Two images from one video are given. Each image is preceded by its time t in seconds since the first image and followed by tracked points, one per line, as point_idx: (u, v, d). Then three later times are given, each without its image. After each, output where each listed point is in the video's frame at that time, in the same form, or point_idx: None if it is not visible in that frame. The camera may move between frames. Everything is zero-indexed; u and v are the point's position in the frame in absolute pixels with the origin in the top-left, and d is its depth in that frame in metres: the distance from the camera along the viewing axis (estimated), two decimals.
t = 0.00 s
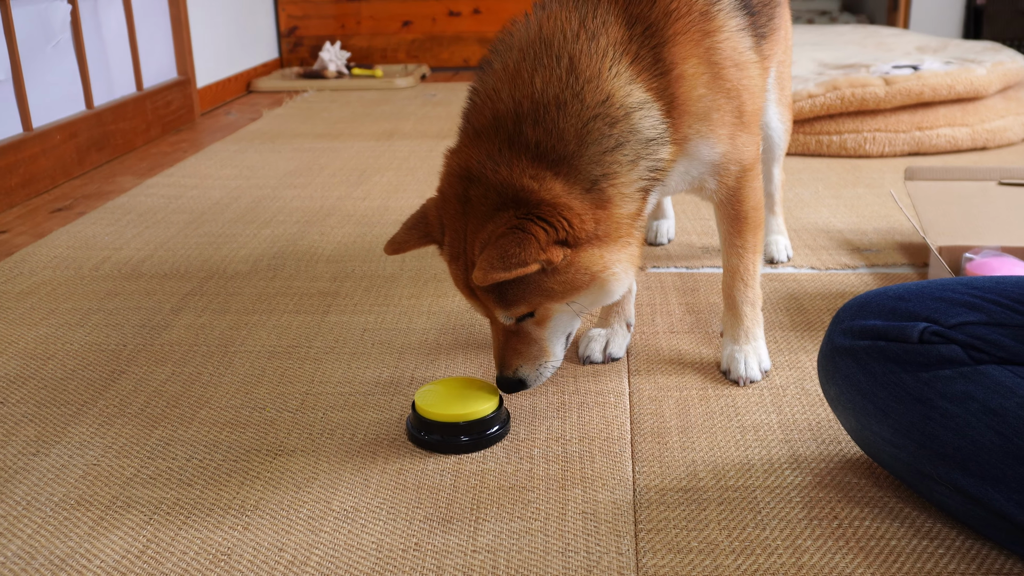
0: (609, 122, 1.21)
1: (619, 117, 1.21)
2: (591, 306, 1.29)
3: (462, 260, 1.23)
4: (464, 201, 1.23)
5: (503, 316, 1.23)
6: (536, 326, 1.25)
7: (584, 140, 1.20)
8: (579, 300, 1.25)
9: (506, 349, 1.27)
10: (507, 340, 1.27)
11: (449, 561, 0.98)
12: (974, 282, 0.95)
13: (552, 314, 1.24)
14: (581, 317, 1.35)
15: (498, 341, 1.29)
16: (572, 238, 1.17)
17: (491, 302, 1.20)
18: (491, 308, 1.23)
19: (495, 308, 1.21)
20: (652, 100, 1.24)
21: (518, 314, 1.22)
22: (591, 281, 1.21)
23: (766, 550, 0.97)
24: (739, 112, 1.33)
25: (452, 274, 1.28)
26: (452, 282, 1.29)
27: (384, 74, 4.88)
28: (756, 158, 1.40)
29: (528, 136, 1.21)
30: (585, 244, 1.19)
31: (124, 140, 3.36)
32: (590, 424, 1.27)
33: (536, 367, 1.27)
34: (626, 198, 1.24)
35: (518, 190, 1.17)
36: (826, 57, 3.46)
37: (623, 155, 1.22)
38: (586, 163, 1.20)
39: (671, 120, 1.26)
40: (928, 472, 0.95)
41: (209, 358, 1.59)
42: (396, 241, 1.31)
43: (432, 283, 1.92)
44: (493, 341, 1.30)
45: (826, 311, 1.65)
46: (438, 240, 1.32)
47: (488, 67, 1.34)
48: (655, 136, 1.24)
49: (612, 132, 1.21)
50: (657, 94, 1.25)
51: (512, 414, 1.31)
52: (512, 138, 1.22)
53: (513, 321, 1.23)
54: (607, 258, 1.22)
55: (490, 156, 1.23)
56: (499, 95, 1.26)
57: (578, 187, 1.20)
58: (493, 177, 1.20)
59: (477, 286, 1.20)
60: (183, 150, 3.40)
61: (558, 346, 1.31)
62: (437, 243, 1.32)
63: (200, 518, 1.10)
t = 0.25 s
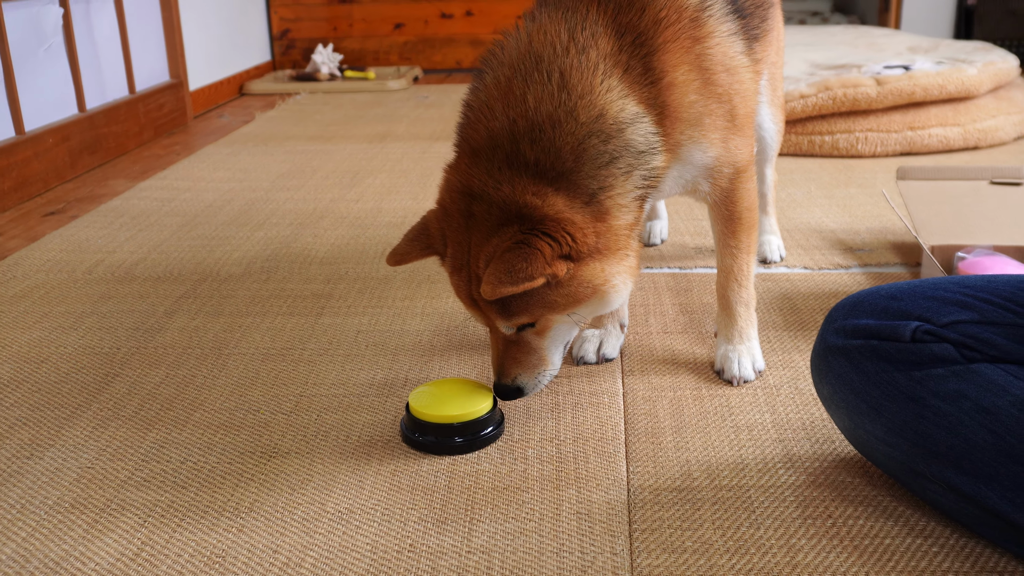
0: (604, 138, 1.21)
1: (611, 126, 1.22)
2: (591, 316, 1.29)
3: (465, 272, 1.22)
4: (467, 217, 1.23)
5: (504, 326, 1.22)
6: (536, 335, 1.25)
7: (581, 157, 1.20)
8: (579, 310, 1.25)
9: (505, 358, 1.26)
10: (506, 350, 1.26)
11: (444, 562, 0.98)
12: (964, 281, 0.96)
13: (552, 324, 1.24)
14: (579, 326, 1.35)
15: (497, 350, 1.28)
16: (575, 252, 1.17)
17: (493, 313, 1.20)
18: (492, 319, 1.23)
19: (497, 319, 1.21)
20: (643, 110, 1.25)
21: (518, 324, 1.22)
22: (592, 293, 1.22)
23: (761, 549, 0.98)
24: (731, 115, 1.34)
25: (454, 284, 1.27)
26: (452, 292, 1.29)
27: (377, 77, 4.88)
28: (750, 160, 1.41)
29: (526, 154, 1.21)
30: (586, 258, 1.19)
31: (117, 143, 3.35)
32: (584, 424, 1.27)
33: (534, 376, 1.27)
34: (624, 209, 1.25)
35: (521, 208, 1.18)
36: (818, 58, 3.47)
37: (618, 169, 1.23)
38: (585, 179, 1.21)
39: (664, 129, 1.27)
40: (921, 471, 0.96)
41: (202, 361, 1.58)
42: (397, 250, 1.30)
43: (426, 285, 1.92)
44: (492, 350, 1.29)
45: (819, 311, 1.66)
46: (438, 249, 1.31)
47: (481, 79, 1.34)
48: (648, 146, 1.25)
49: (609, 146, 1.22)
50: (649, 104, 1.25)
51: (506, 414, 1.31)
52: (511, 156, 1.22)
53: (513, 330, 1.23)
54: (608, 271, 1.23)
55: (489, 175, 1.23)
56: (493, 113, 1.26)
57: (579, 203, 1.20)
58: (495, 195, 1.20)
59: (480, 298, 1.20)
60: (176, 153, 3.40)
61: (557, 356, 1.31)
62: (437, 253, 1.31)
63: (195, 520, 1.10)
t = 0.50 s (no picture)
0: (602, 134, 1.22)
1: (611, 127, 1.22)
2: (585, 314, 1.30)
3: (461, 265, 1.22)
4: (465, 210, 1.23)
5: (497, 321, 1.22)
6: (529, 333, 1.25)
7: (580, 155, 1.21)
8: (573, 309, 1.25)
9: (497, 354, 1.26)
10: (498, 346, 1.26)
11: (438, 561, 0.98)
12: (961, 283, 0.96)
13: (545, 322, 1.24)
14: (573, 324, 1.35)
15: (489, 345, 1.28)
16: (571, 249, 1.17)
17: (488, 307, 1.20)
18: (486, 313, 1.23)
19: (490, 313, 1.21)
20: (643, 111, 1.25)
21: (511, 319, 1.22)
22: (587, 291, 1.22)
23: (755, 550, 0.98)
24: (732, 117, 1.34)
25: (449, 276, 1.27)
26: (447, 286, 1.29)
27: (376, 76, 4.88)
28: (750, 161, 1.41)
29: (525, 150, 1.21)
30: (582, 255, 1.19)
31: (115, 141, 3.35)
32: (580, 424, 1.28)
33: (524, 373, 1.26)
34: (623, 211, 1.25)
35: (519, 203, 1.18)
36: (817, 59, 3.48)
37: (617, 168, 1.23)
38: (584, 177, 1.21)
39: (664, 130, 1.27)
40: (915, 473, 0.96)
41: (199, 359, 1.58)
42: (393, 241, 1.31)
43: (423, 284, 1.92)
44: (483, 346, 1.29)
45: (816, 312, 1.66)
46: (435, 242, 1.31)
47: (482, 77, 1.34)
48: (648, 147, 1.25)
49: (608, 146, 1.22)
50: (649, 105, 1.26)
51: (502, 414, 1.31)
52: (510, 152, 1.22)
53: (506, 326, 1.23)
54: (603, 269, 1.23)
55: (488, 170, 1.23)
56: (493, 110, 1.26)
57: (577, 200, 1.20)
58: (493, 190, 1.21)
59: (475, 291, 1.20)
60: (175, 152, 3.39)
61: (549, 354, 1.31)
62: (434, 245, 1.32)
63: (190, 518, 1.10)
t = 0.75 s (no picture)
0: (597, 117, 1.22)
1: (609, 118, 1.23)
2: (570, 297, 1.29)
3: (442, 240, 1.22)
4: (451, 182, 1.23)
5: (479, 299, 1.22)
6: (512, 313, 1.25)
7: (573, 134, 1.20)
8: (556, 290, 1.24)
9: (480, 335, 1.27)
10: (482, 327, 1.27)
11: (435, 563, 0.98)
12: (956, 282, 0.96)
13: (528, 302, 1.24)
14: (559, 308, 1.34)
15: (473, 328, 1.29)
16: (554, 227, 1.16)
17: (470, 285, 1.20)
18: (468, 291, 1.23)
19: (472, 291, 1.21)
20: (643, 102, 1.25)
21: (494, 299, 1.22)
22: (569, 272, 1.21)
23: (752, 550, 0.98)
24: (732, 116, 1.34)
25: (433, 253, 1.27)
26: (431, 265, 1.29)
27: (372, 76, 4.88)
28: (748, 162, 1.41)
29: (519, 125, 1.21)
30: (566, 235, 1.18)
31: (110, 143, 3.34)
32: (576, 425, 1.28)
33: (508, 354, 1.28)
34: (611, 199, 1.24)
35: (504, 176, 1.17)
36: (813, 58, 3.48)
37: (609, 153, 1.22)
38: (575, 159, 1.20)
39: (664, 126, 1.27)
40: (911, 472, 0.96)
41: (195, 362, 1.58)
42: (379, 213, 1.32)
43: (420, 285, 1.92)
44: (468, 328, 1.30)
45: (812, 312, 1.66)
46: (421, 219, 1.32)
47: (484, 59, 1.34)
48: (643, 137, 1.25)
49: (602, 131, 1.22)
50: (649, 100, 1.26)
51: (497, 415, 1.31)
52: (503, 127, 1.22)
53: (488, 305, 1.23)
54: (587, 252, 1.22)
55: (478, 141, 1.23)
56: (493, 85, 1.27)
57: (564, 178, 1.19)
58: (480, 161, 1.20)
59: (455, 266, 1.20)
60: (170, 153, 3.39)
61: (534, 337, 1.31)
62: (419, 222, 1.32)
63: (185, 520, 1.10)
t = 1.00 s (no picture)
0: (597, 69, 1.21)
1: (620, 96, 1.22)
2: (550, 248, 1.29)
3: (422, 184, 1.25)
4: (435, 118, 1.23)
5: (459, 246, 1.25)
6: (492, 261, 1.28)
7: (571, 83, 1.20)
8: (535, 241, 1.25)
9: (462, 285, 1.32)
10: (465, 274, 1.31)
11: (435, 558, 0.98)
12: (957, 280, 0.96)
13: (507, 252, 1.26)
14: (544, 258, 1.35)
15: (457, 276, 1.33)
16: (529, 175, 1.15)
17: (448, 231, 1.22)
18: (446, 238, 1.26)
19: (450, 236, 1.23)
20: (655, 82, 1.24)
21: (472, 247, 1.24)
22: (543, 224, 1.20)
23: (752, 546, 0.98)
24: (739, 111, 1.35)
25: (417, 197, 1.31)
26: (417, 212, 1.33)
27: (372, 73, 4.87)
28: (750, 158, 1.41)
29: (517, 64, 1.21)
30: (542, 184, 1.18)
31: (110, 138, 3.33)
32: (575, 421, 1.28)
33: (490, 301, 1.31)
34: (599, 158, 1.21)
35: (487, 117, 1.17)
36: (813, 57, 3.48)
37: (606, 106, 1.21)
38: (567, 107, 1.19)
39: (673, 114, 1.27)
40: (911, 469, 0.96)
41: (194, 357, 1.58)
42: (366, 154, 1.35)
43: (419, 281, 1.92)
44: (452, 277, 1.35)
45: (812, 309, 1.66)
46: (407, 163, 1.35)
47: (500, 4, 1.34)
48: (651, 117, 1.24)
49: (601, 85, 1.21)
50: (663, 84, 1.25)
51: (497, 411, 1.31)
52: (500, 66, 1.21)
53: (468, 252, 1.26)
54: (566, 206, 1.20)
55: (469, 79, 1.22)
56: (503, 24, 1.26)
57: (549, 126, 1.18)
58: (467, 100, 1.20)
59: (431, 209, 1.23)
60: (170, 148, 3.38)
61: (517, 286, 1.33)
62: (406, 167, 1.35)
63: (185, 515, 1.10)
